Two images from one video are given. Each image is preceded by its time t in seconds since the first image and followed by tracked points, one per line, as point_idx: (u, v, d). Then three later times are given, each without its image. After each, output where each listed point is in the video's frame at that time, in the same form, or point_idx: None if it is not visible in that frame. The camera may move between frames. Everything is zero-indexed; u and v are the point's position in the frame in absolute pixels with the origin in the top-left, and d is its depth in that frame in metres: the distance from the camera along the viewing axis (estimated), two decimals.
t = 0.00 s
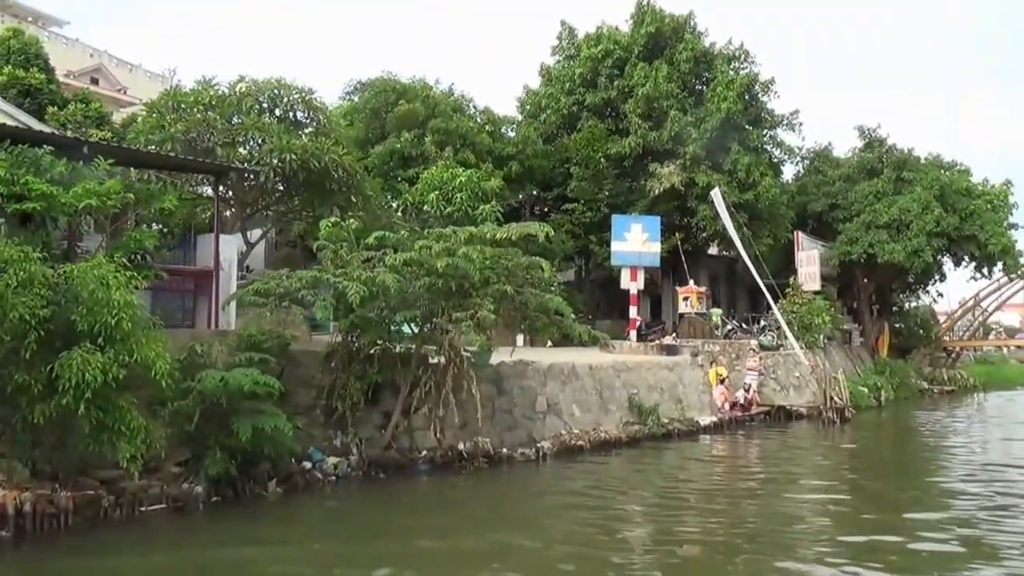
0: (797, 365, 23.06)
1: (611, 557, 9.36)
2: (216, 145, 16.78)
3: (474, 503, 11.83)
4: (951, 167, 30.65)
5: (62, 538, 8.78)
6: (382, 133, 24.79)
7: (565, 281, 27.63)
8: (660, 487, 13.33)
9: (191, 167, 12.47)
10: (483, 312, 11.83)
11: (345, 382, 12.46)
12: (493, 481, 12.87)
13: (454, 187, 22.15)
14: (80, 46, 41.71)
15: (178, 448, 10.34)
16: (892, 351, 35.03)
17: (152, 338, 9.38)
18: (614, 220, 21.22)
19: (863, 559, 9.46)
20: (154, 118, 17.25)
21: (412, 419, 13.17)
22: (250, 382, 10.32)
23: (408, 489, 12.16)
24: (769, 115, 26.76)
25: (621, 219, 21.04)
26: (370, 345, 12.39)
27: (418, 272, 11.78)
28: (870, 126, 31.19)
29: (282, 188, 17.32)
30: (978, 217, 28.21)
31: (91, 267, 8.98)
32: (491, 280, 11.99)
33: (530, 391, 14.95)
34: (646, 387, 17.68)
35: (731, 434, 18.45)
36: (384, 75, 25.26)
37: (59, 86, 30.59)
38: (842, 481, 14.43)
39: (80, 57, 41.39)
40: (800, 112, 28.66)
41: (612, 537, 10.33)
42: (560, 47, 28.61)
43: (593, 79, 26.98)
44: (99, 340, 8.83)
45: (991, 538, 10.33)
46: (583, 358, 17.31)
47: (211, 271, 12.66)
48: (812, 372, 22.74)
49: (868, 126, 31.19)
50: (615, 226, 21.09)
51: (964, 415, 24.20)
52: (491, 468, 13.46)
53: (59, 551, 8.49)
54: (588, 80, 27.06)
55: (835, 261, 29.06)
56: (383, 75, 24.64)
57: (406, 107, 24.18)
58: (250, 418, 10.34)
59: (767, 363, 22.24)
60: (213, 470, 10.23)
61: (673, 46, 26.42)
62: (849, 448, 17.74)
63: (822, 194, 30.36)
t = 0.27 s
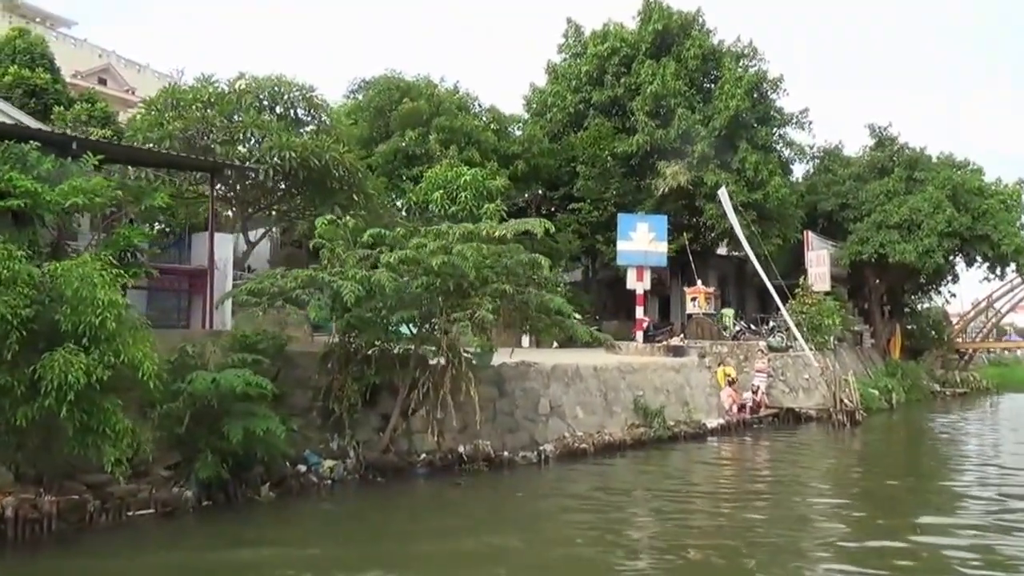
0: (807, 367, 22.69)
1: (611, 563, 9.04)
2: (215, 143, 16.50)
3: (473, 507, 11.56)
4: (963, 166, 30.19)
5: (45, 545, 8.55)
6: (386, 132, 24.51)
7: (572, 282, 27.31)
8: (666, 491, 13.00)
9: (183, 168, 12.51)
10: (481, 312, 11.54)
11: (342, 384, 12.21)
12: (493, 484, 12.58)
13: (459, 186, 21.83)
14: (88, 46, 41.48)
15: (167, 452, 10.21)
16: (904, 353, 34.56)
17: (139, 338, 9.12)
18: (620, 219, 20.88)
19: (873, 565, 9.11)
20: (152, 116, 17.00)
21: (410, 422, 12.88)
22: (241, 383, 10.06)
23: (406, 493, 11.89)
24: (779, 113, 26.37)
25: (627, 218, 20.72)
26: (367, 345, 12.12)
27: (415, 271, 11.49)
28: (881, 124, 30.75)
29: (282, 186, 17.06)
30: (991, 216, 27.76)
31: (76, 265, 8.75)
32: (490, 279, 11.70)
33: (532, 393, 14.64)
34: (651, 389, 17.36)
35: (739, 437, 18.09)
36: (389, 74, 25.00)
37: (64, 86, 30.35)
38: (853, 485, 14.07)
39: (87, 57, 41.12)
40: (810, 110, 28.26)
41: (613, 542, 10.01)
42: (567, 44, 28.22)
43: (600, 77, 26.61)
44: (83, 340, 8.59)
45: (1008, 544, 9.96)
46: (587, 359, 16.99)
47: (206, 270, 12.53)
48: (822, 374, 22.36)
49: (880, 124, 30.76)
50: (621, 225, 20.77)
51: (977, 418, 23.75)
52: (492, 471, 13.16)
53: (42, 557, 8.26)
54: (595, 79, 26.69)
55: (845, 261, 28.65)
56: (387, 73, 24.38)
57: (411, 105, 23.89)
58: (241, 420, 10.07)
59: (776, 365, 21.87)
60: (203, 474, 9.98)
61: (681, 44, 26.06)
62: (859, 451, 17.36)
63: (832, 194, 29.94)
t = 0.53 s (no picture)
0: (816, 368, 22.31)
1: (611, 569, 8.73)
2: (215, 141, 16.33)
3: (473, 510, 11.27)
4: (976, 164, 29.74)
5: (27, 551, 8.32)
6: (391, 130, 24.25)
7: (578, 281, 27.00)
8: (672, 494, 12.70)
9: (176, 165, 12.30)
10: (480, 311, 11.27)
11: (339, 385, 11.98)
12: (493, 488, 12.30)
13: (463, 184, 21.55)
14: (94, 46, 41.38)
15: (158, 454, 9.95)
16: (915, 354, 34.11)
17: (127, 338, 8.88)
18: (626, 218, 20.55)
19: (883, 572, 8.77)
20: (150, 113, 16.77)
21: (409, 424, 12.63)
22: (233, 385, 9.81)
23: (405, 496, 11.63)
24: (788, 111, 25.99)
25: (634, 217, 20.38)
26: (364, 346, 11.87)
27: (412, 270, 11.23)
28: (893, 122, 30.33)
29: (283, 184, 16.83)
30: (1004, 215, 27.32)
31: (61, 262, 8.50)
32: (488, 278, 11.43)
33: (535, 395, 14.37)
34: (657, 391, 17.04)
35: (746, 440, 17.76)
36: (393, 71, 24.76)
37: (69, 86, 30.18)
38: (864, 488, 13.72)
39: (92, 57, 40.97)
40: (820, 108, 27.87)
41: (614, 547, 9.71)
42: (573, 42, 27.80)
43: (606, 75, 26.25)
44: (67, 341, 8.35)
45: None
46: (592, 360, 16.71)
47: (202, 269, 12.33)
48: (832, 375, 21.99)
49: (891, 122, 30.33)
50: (627, 224, 20.43)
51: (990, 420, 23.33)
52: (492, 474, 12.89)
53: (23, 564, 8.02)
54: (602, 76, 26.33)
55: (856, 261, 28.25)
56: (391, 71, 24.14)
57: (415, 103, 23.63)
58: (233, 422, 9.82)
59: (785, 366, 21.52)
60: (194, 477, 9.75)
61: (689, 41, 25.71)
62: (870, 454, 17.01)
63: (842, 192, 29.55)
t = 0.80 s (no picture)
0: (826, 370, 21.96)
1: None
2: (213, 139, 16.19)
3: (471, 514, 11.01)
4: (990, 162, 29.29)
5: (9, 557, 8.10)
6: (395, 128, 24.05)
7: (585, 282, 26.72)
8: (676, 497, 12.41)
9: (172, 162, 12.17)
10: (477, 311, 11.03)
11: (336, 387, 11.76)
12: (493, 491, 12.03)
13: (467, 183, 21.29)
14: (101, 46, 41.41)
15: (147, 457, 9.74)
16: (928, 355, 33.69)
17: (115, 338, 8.60)
18: (632, 217, 20.15)
19: None
20: (149, 111, 16.59)
21: (407, 426, 12.40)
22: (224, 386, 9.58)
23: (403, 500, 11.38)
24: (798, 109, 25.62)
25: (640, 216, 19.98)
26: (361, 347, 11.64)
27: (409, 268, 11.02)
28: (904, 120, 29.92)
29: (283, 183, 16.64)
30: (1018, 214, 26.88)
31: (47, 260, 8.23)
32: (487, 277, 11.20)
33: (537, 396, 14.11)
34: (663, 392, 16.74)
35: (754, 442, 17.44)
36: (397, 69, 24.57)
37: (74, 85, 30.12)
38: (874, 491, 13.39)
39: (100, 57, 40.99)
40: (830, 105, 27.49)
41: (614, 551, 9.43)
42: (581, 40, 27.29)
43: (613, 72, 25.93)
44: (53, 339, 8.07)
45: None
46: (596, 361, 16.44)
47: (197, 268, 12.15)
48: (842, 376, 21.64)
49: (903, 120, 29.92)
50: (633, 223, 20.07)
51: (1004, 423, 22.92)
52: (492, 478, 12.62)
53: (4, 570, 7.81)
54: (609, 73, 26.02)
55: (867, 260, 27.87)
56: (396, 69, 23.96)
57: (419, 101, 23.43)
58: (224, 425, 9.59)
59: (794, 367, 21.19)
60: (184, 481, 9.53)
61: (698, 38, 25.37)
62: (880, 457, 16.67)
63: (853, 191, 29.16)
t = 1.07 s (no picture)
0: (837, 371, 21.60)
1: None
2: (212, 136, 15.97)
3: (471, 518, 10.74)
4: (1005, 161, 28.84)
5: None
6: (400, 126, 23.82)
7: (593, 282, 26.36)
8: (682, 501, 12.11)
9: (165, 157, 11.94)
10: (476, 311, 10.77)
11: (333, 388, 11.52)
12: (494, 493, 11.77)
13: (472, 181, 21.02)
14: (108, 45, 41.35)
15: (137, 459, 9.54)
16: (940, 356, 33.23)
17: (102, 336, 8.36)
18: (639, 215, 19.81)
19: None
20: (148, 108, 16.39)
21: (407, 428, 12.14)
22: (216, 388, 9.35)
23: (401, 503, 11.13)
24: (810, 106, 25.22)
25: (647, 214, 19.64)
26: (358, 347, 11.40)
27: (405, 266, 10.81)
28: (917, 117, 29.50)
29: (284, 181, 16.47)
30: None
31: (31, 258, 7.98)
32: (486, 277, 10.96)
33: (540, 398, 13.83)
34: (670, 394, 16.44)
35: (762, 445, 17.12)
36: (403, 67, 24.34)
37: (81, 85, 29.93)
38: (886, 495, 13.05)
39: (107, 56, 40.93)
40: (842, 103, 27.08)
41: (616, 557, 9.14)
42: (589, 37, 27.01)
43: (621, 69, 25.57)
44: (37, 339, 7.87)
45: None
46: (601, 362, 16.15)
47: (192, 267, 11.94)
48: (853, 378, 21.29)
49: (916, 117, 29.49)
50: (640, 222, 19.71)
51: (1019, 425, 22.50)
52: (493, 481, 12.36)
53: None
54: (616, 71, 25.68)
55: (878, 259, 27.47)
56: (401, 66, 23.74)
57: (424, 99, 23.19)
58: (215, 427, 9.37)
59: (804, 368, 20.84)
60: (174, 485, 9.31)
61: (708, 34, 25.01)
62: (892, 459, 16.32)
63: (865, 190, 28.73)
